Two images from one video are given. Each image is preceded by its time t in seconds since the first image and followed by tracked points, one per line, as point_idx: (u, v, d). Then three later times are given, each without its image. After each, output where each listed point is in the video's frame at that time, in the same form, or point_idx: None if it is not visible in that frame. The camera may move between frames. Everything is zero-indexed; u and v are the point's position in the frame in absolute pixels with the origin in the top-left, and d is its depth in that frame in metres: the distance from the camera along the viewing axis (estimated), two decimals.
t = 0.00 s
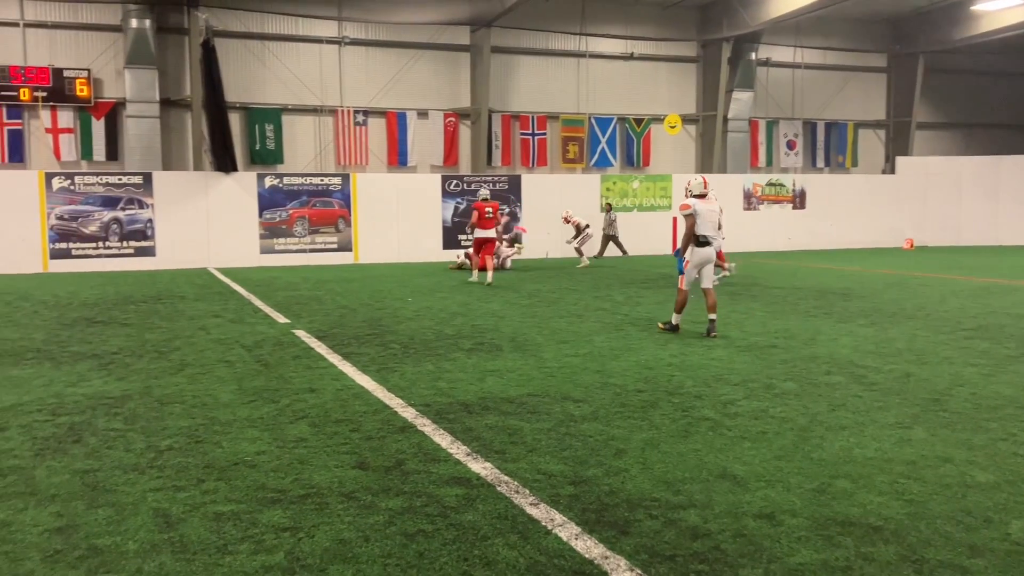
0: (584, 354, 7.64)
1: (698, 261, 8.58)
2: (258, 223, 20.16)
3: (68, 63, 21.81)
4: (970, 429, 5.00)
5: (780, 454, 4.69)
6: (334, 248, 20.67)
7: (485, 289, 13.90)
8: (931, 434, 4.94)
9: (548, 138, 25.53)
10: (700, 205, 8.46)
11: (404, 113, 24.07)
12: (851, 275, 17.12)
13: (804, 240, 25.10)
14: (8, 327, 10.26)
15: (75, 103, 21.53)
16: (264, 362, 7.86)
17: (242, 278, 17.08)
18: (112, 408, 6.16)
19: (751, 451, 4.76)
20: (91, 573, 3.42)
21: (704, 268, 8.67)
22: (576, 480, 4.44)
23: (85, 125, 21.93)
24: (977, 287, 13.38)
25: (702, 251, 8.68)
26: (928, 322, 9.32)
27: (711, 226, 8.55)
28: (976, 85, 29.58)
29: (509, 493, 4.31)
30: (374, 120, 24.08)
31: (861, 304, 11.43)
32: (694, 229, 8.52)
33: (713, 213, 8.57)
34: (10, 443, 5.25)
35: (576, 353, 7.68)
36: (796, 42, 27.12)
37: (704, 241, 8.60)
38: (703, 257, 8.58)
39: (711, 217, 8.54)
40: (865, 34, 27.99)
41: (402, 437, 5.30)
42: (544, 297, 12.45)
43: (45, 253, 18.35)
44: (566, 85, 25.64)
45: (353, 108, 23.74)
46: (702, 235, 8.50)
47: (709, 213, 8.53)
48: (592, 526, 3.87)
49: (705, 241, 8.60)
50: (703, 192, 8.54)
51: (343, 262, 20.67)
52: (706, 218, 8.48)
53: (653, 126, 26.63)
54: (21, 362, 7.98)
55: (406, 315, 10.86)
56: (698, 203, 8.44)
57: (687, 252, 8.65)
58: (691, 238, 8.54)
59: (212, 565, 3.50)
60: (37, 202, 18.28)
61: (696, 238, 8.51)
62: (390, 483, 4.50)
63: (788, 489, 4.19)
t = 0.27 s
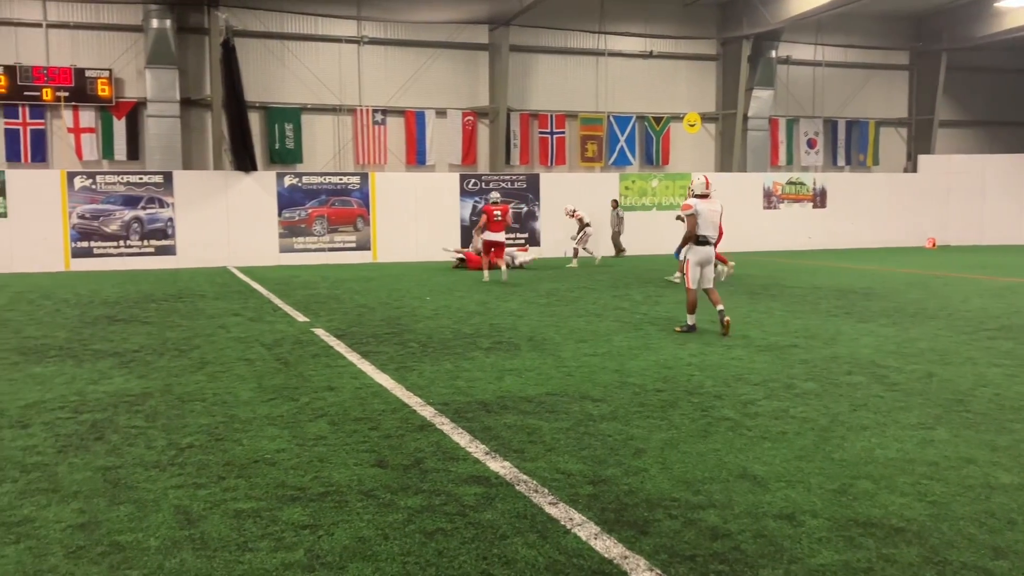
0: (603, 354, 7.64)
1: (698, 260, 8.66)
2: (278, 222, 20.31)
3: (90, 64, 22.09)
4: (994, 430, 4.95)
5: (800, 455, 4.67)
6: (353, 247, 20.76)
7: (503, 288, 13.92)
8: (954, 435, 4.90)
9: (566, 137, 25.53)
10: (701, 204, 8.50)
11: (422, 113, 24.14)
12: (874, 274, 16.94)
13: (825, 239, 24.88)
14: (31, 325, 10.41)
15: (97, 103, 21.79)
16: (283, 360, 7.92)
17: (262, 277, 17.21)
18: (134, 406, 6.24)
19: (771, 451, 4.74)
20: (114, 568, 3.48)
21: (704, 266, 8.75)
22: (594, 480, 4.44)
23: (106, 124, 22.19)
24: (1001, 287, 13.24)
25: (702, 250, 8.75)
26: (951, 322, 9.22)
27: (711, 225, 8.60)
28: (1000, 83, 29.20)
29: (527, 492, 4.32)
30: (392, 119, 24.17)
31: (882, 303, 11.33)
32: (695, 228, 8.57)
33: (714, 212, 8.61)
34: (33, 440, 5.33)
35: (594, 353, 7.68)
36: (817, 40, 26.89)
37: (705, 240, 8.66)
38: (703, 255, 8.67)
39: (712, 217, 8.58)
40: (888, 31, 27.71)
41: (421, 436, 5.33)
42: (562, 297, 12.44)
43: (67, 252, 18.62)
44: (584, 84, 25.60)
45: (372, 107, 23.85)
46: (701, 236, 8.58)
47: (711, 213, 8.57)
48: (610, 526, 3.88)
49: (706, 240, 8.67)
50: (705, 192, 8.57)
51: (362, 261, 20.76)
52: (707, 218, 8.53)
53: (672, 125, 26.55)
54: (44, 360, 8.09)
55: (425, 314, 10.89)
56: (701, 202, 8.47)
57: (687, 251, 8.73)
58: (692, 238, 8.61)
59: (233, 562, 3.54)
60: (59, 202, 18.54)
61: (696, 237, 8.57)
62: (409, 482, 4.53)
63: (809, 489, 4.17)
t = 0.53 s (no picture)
0: (618, 354, 7.64)
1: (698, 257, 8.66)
2: (294, 221, 20.42)
3: (109, 65, 22.33)
4: (1014, 432, 4.91)
5: (818, 456, 4.65)
6: (369, 247, 20.87)
7: (518, 288, 13.93)
8: (972, 436, 4.86)
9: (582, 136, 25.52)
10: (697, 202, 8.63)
11: (438, 113, 24.19)
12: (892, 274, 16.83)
13: (842, 239, 24.72)
14: (51, 324, 10.53)
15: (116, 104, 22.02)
16: (300, 360, 7.98)
17: (279, 277, 17.32)
18: (153, 404, 6.30)
19: (788, 452, 4.73)
20: (134, 565, 3.53)
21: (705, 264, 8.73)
22: (609, 480, 4.44)
23: (125, 125, 22.40)
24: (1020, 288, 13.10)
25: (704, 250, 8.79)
26: (971, 322, 9.15)
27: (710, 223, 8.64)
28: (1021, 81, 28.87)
29: (543, 492, 4.34)
30: (408, 119, 24.24)
31: (900, 304, 11.26)
32: (691, 227, 8.66)
33: (712, 211, 8.68)
34: (53, 437, 5.41)
35: (609, 353, 7.68)
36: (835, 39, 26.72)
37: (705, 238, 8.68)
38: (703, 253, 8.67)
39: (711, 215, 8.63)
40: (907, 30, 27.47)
41: (437, 435, 5.36)
42: (577, 297, 12.44)
43: (87, 252, 18.86)
44: (600, 83, 25.56)
45: (388, 107, 23.93)
46: (697, 233, 8.63)
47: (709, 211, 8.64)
48: (626, 526, 3.88)
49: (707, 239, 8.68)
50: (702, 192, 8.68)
51: (378, 260, 20.86)
52: (703, 216, 8.61)
53: (688, 125, 26.46)
54: (64, 358, 8.18)
55: (440, 314, 10.91)
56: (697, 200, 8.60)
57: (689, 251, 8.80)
58: (690, 236, 8.69)
59: (250, 560, 3.57)
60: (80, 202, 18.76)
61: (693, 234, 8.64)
62: (424, 481, 4.55)
63: (827, 490, 4.16)
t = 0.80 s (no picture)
0: (632, 357, 7.63)
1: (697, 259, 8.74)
2: (309, 223, 20.53)
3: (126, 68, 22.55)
4: None
5: (834, 459, 4.63)
6: (383, 249, 20.94)
7: (532, 290, 13.93)
8: (990, 441, 4.82)
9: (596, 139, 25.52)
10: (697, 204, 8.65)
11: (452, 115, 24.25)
12: (909, 277, 16.70)
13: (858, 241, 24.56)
14: (68, 325, 10.64)
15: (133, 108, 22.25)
16: (314, 361, 8.02)
17: (294, 279, 17.42)
18: (169, 405, 6.37)
19: (804, 456, 4.70)
20: (149, 565, 3.57)
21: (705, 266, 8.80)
22: (623, 484, 4.44)
23: (141, 128, 22.62)
24: None
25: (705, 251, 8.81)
26: (990, 326, 9.05)
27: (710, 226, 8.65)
28: None
29: (556, 495, 4.34)
30: (422, 122, 24.32)
31: (918, 306, 11.18)
32: (691, 229, 8.70)
33: (711, 212, 8.68)
34: (70, 438, 5.48)
35: (623, 355, 7.67)
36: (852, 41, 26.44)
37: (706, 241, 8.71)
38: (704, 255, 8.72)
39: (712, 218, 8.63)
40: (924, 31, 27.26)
41: (451, 437, 5.38)
42: (591, 299, 12.43)
43: (104, 254, 19.05)
44: (614, 85, 25.57)
45: (402, 110, 23.97)
46: (697, 235, 8.66)
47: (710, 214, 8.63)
48: (640, 529, 3.88)
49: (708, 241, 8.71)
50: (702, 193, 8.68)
51: (392, 263, 20.94)
52: (703, 218, 8.63)
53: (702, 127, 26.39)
54: (82, 360, 8.28)
55: (454, 316, 10.94)
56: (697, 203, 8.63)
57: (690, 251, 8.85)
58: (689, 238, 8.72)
59: (265, 561, 3.60)
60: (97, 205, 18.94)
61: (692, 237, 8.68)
62: (437, 483, 4.57)
63: (843, 495, 4.13)
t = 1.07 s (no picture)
0: (640, 360, 7.62)
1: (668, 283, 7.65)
2: (319, 223, 20.66)
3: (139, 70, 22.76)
4: None
5: (844, 462, 4.63)
6: (393, 249, 21.01)
7: (541, 290, 13.95)
8: (1002, 442, 4.80)
9: (607, 139, 25.37)
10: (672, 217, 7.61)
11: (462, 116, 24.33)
12: (921, 277, 16.63)
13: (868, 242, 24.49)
14: (80, 325, 10.71)
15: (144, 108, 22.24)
16: (325, 360, 8.04)
17: (305, 278, 17.51)
18: (182, 405, 6.39)
19: (813, 458, 4.70)
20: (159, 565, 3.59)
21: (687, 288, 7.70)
22: (635, 484, 4.45)
23: (153, 127, 22.56)
24: None
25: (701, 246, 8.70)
26: (1003, 327, 9.00)
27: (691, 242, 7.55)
28: None
29: (566, 495, 4.36)
30: (433, 123, 24.38)
31: (929, 307, 11.13)
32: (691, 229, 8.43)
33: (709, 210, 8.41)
34: (81, 437, 5.51)
35: (632, 357, 7.67)
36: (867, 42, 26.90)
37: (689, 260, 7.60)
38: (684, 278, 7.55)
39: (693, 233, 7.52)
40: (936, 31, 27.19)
41: (461, 437, 5.38)
42: (601, 299, 12.44)
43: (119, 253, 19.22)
44: (625, 85, 25.65)
45: (412, 110, 24.06)
46: (697, 234, 8.44)
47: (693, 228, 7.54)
48: (649, 530, 3.88)
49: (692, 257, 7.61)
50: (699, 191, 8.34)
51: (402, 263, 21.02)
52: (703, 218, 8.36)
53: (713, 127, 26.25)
54: (93, 360, 8.31)
55: (463, 316, 10.97)
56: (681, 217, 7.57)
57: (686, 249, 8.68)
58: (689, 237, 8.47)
59: (274, 561, 3.61)
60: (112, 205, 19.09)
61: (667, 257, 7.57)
62: (446, 482, 4.58)
63: (855, 496, 4.13)
